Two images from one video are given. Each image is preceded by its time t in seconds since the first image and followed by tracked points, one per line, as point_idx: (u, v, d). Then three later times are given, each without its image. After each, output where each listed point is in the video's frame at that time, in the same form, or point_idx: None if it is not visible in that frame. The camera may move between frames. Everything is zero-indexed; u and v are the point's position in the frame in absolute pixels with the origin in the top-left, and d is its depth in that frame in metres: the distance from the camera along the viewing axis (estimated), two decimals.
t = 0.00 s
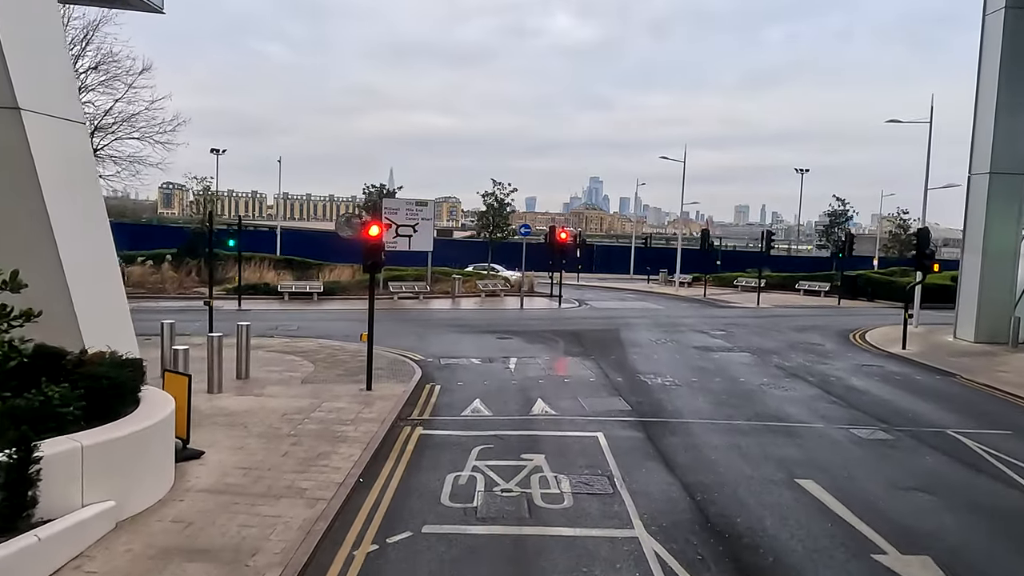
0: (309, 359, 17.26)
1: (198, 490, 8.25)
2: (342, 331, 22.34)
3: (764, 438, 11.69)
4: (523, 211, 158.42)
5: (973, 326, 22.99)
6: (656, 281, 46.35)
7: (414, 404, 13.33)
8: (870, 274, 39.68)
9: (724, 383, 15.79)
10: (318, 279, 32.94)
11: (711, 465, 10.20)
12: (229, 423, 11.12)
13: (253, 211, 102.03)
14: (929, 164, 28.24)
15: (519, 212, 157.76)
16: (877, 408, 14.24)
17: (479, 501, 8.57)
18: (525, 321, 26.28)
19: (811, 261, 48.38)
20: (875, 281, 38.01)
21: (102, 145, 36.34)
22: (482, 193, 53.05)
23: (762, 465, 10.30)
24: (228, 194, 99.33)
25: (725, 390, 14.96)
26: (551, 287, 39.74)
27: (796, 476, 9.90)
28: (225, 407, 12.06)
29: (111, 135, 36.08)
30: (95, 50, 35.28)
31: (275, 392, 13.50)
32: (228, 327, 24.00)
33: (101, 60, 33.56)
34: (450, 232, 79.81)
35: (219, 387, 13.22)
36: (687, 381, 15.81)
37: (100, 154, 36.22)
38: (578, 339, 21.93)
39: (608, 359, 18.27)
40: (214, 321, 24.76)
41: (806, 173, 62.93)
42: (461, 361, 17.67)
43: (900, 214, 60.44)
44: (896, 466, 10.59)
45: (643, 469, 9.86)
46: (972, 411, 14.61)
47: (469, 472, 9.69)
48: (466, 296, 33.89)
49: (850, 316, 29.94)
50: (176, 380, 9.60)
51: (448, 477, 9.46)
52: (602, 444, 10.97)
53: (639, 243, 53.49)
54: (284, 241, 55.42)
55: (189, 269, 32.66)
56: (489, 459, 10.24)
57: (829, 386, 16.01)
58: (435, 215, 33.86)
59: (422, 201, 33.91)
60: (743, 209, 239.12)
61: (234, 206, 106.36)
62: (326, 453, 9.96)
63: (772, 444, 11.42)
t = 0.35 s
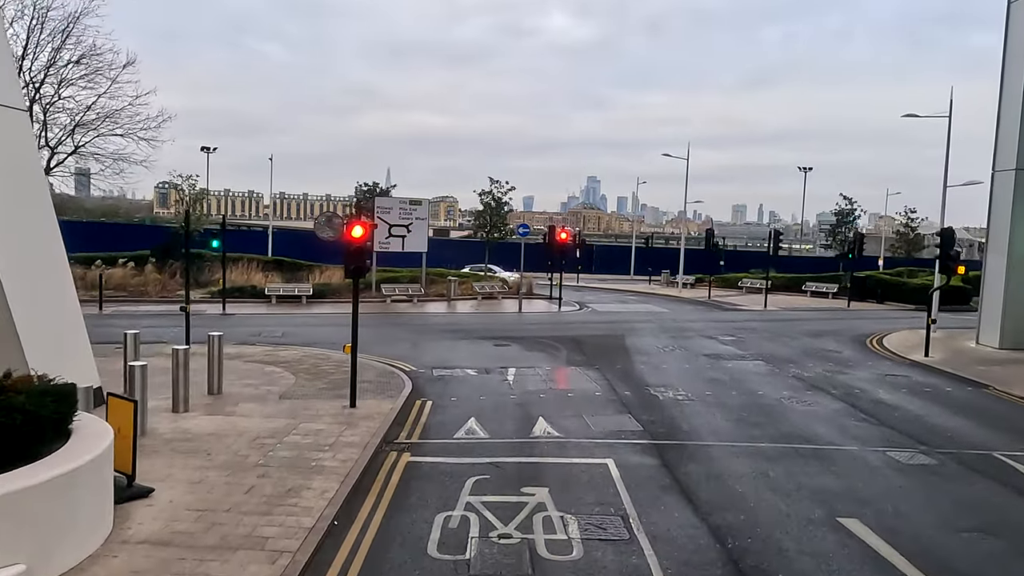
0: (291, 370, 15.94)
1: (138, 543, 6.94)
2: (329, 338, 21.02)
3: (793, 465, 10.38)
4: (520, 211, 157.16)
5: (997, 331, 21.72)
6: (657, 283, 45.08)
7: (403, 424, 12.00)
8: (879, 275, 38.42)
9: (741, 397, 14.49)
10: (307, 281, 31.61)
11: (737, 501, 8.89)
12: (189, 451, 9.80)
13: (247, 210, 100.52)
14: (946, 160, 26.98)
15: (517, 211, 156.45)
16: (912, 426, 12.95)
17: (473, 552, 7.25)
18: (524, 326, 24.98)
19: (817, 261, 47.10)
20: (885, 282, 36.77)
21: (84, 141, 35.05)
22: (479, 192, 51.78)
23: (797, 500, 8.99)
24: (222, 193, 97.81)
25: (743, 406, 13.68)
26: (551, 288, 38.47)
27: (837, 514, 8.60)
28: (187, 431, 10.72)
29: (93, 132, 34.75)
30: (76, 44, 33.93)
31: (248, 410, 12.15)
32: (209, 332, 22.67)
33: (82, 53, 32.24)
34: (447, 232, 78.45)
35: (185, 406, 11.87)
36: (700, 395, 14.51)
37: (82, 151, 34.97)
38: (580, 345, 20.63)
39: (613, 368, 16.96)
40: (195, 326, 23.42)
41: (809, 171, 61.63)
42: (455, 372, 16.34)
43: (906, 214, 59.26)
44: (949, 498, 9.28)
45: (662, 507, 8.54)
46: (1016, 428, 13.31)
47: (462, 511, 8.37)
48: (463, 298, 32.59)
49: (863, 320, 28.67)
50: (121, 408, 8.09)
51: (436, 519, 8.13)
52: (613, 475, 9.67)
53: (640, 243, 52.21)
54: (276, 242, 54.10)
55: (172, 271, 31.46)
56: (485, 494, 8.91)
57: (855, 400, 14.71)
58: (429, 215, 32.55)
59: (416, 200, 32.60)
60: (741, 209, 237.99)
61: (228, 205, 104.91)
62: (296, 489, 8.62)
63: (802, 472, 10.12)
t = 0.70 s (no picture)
0: (269, 381, 14.70)
1: None
2: (315, 345, 19.80)
3: (826, 495, 9.20)
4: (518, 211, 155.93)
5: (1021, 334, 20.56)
6: (659, 283, 43.92)
7: (387, 446, 10.79)
8: (886, 276, 37.30)
9: (758, 411, 13.32)
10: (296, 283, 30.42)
11: (770, 543, 7.68)
12: (140, 484, 8.55)
13: (241, 210, 99.19)
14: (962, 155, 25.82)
15: (514, 211, 155.37)
16: (949, 445, 11.77)
17: None
18: (522, 330, 23.79)
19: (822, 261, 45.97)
20: (894, 283, 35.63)
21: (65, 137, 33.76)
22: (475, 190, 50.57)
23: (836, 539, 7.81)
24: (215, 193, 96.43)
25: (762, 422, 12.49)
26: (549, 290, 37.27)
27: (887, 560, 7.39)
28: (142, 457, 9.49)
29: (74, 128, 33.48)
30: (56, 36, 32.63)
31: (215, 430, 10.92)
32: (189, 338, 21.42)
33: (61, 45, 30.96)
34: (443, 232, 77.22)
35: (144, 426, 10.64)
36: (713, 409, 13.34)
37: (62, 148, 33.64)
38: (581, 352, 19.42)
39: (618, 378, 15.77)
40: (175, 332, 22.17)
41: (812, 169, 60.40)
42: (447, 383, 15.13)
43: (912, 213, 58.18)
44: (1011, 537, 8.08)
45: (683, 552, 7.34)
46: None
47: (450, 558, 7.15)
48: (458, 300, 31.37)
49: (876, 323, 27.53)
50: (47, 437, 6.93)
51: (419, 570, 6.91)
52: (625, 509, 8.46)
53: (640, 243, 51.06)
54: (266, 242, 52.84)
55: (155, 271, 30.32)
56: (477, 535, 7.68)
57: (881, 414, 13.53)
58: (423, 214, 31.36)
59: (409, 198, 31.40)
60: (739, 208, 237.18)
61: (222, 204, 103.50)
62: (258, 530, 7.40)
63: (837, 503, 8.94)
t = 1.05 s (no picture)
0: (245, 393, 13.59)
1: None
2: (300, 351, 18.70)
3: (863, 529, 8.12)
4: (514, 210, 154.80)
5: None
6: (659, 284, 42.90)
7: (369, 470, 9.69)
8: (893, 277, 36.33)
9: (776, 426, 12.25)
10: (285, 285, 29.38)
11: None
12: (80, 519, 7.45)
13: (236, 208, 97.81)
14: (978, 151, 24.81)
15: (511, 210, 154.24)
16: (988, 465, 10.69)
17: None
18: (519, 333, 22.74)
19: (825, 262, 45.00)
20: (903, 284, 34.58)
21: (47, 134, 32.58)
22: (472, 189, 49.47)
23: None
24: (209, 191, 95.08)
25: (782, 439, 11.41)
26: (547, 291, 36.18)
27: None
28: (89, 485, 8.40)
29: (56, 123, 32.30)
30: (35, 28, 31.42)
31: (177, 451, 9.82)
32: (168, 343, 20.32)
33: (40, 38, 29.77)
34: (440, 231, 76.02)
35: (98, 447, 9.56)
36: (727, 424, 12.28)
37: (44, 145, 32.46)
38: (581, 358, 18.35)
39: (622, 388, 14.68)
40: (154, 336, 21.07)
41: (814, 167, 59.47)
42: (439, 394, 14.02)
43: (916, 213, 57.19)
44: None
45: None
46: None
47: None
48: (453, 302, 30.27)
49: (887, 326, 26.48)
50: None
51: None
52: (637, 549, 7.36)
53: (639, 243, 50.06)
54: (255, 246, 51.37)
55: (138, 273, 29.40)
56: None
57: (907, 430, 12.46)
58: (416, 212, 30.28)
59: (402, 196, 30.32)
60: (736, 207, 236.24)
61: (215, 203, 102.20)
62: None
63: (878, 540, 7.86)
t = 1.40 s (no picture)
0: (222, 406, 12.63)
1: None
2: (286, 357, 17.76)
3: (906, 568, 7.19)
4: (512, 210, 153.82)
5: None
6: (660, 286, 42.03)
7: (351, 497, 8.75)
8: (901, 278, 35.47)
9: (796, 443, 11.33)
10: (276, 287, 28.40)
11: None
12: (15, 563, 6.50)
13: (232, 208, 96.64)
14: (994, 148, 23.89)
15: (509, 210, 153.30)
16: None
17: None
18: (517, 338, 21.82)
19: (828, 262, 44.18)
20: (910, 286, 33.74)
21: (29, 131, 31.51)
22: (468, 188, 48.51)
23: None
24: (204, 191, 93.96)
25: (804, 459, 10.49)
26: (546, 292, 35.25)
27: None
28: (33, 519, 7.44)
29: (39, 120, 31.22)
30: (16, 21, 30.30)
31: (139, 475, 8.86)
32: (149, 348, 19.35)
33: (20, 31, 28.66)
34: (437, 230, 75.03)
35: (51, 472, 8.62)
36: (742, 440, 11.36)
37: (26, 142, 31.40)
38: (583, 365, 17.42)
39: (627, 399, 13.74)
40: (135, 341, 20.09)
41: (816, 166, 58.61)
42: (431, 407, 13.08)
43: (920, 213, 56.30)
44: None
45: None
46: None
47: None
48: (448, 305, 29.31)
49: (897, 329, 25.59)
50: None
51: None
52: None
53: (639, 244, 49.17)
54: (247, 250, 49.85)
55: (123, 274, 28.49)
56: None
57: (937, 446, 11.53)
58: (411, 211, 29.33)
59: (396, 195, 29.36)
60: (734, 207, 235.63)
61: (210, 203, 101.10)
62: None
63: None
